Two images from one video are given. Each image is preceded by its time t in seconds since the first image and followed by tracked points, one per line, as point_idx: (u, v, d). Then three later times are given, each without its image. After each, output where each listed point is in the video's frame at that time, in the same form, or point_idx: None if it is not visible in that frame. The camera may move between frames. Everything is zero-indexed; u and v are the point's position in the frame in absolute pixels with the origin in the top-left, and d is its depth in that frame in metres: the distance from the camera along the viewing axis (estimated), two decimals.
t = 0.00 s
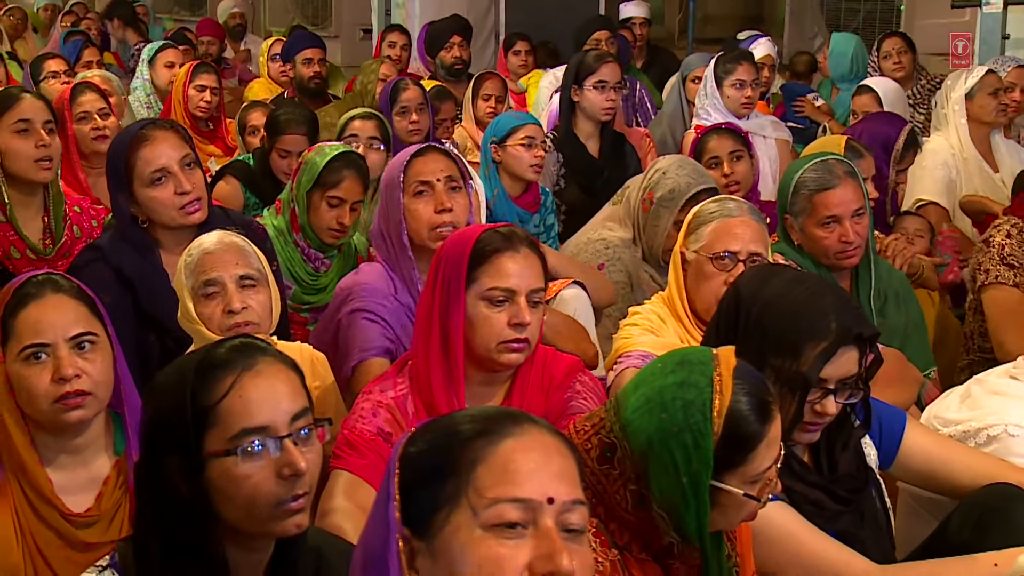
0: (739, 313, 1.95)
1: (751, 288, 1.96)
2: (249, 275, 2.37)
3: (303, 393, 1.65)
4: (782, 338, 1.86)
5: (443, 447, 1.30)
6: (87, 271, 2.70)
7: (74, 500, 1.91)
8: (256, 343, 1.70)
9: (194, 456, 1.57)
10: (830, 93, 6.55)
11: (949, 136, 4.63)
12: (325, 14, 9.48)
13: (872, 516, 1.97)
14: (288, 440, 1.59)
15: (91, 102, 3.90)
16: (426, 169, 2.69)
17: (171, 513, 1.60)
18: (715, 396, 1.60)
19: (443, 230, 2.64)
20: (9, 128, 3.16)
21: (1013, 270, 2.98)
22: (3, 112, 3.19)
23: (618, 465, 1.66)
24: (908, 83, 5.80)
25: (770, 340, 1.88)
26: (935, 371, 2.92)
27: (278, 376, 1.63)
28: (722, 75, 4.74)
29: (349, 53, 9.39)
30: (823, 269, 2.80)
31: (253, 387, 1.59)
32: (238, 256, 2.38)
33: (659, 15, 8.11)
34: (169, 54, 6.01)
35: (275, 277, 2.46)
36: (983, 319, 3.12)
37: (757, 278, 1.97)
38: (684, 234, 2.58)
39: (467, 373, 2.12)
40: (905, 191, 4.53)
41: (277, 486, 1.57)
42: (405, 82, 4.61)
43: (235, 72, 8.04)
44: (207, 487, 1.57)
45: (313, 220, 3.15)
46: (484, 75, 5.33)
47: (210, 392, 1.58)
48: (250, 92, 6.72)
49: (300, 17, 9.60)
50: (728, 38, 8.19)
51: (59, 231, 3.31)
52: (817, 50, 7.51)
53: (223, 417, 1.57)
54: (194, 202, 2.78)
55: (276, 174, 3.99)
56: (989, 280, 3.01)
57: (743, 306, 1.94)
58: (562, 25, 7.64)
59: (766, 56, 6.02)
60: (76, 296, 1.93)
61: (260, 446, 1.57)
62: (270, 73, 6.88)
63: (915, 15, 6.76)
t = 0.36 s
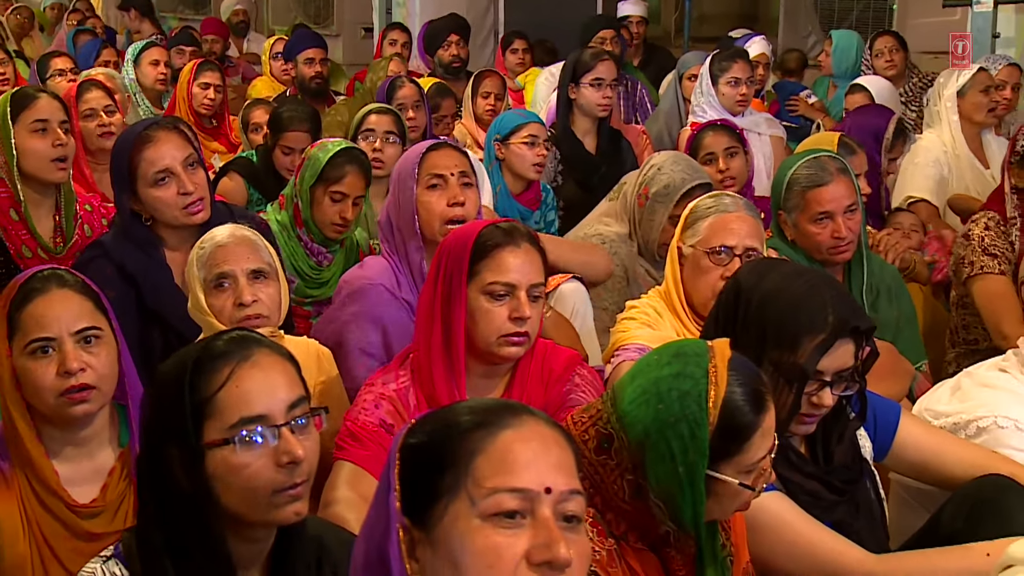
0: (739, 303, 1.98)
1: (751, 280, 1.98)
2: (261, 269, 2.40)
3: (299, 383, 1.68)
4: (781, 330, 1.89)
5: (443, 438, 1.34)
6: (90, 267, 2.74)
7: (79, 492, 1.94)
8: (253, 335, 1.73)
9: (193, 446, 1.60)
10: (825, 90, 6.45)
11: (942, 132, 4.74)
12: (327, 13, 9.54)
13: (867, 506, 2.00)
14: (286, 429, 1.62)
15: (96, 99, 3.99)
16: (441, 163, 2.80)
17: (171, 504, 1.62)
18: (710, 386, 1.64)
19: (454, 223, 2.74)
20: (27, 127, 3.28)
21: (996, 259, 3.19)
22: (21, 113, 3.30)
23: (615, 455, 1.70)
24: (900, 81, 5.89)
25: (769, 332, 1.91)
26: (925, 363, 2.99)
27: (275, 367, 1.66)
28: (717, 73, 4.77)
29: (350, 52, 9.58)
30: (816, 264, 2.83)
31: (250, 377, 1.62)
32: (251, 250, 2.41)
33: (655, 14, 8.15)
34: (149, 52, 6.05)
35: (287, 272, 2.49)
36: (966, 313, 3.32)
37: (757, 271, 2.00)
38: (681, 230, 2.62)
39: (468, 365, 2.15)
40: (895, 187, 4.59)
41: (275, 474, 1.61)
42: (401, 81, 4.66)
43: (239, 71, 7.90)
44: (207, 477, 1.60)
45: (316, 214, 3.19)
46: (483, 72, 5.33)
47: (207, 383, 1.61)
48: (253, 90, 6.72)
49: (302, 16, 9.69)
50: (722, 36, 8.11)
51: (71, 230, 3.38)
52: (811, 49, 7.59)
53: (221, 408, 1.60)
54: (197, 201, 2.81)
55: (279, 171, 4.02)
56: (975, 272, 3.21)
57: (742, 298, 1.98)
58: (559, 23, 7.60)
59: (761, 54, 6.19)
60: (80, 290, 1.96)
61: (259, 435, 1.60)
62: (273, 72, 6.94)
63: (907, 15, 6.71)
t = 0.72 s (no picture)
0: (726, 297, 2.03)
1: (738, 275, 2.04)
2: (282, 262, 2.50)
3: (287, 377, 1.64)
4: (768, 325, 1.93)
5: (442, 428, 1.37)
6: (101, 256, 2.86)
7: (87, 481, 1.98)
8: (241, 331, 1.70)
9: (183, 442, 1.57)
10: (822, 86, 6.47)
11: (929, 130, 4.82)
12: (327, 12, 9.63)
13: (854, 496, 2.03)
14: (275, 424, 1.59)
15: (99, 97, 4.02)
16: (434, 163, 2.83)
17: (162, 502, 1.58)
18: (705, 379, 1.67)
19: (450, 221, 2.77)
20: (39, 125, 3.32)
21: (976, 247, 3.29)
22: (34, 110, 3.34)
23: (610, 446, 1.74)
24: (889, 78, 5.93)
25: (757, 325, 1.95)
26: (914, 354, 3.02)
27: (263, 362, 1.62)
28: (711, 71, 4.80)
29: (350, 49, 9.71)
30: (804, 259, 2.86)
31: (238, 372, 1.59)
32: (273, 242, 2.50)
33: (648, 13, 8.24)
34: (154, 48, 6.05)
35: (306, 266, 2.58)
36: (949, 305, 3.39)
37: (745, 265, 2.05)
38: (674, 224, 2.67)
39: (464, 357, 2.18)
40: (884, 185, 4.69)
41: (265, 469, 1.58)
42: (403, 78, 4.68)
43: (240, 68, 7.90)
44: (199, 473, 1.56)
45: (316, 205, 3.25)
46: (480, 70, 5.35)
47: (195, 379, 1.58)
48: (255, 88, 6.74)
49: (303, 15, 9.83)
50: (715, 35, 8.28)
51: (77, 227, 3.44)
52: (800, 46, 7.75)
53: (210, 404, 1.56)
54: (206, 191, 2.96)
55: (281, 166, 4.06)
56: (958, 262, 3.30)
57: (730, 292, 2.03)
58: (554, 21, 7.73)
59: (753, 52, 6.26)
60: (91, 284, 1.99)
61: (249, 431, 1.57)
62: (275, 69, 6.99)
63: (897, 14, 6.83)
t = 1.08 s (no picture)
0: (707, 293, 2.07)
1: (718, 271, 2.07)
2: (289, 259, 2.65)
3: (268, 373, 1.66)
4: (748, 319, 1.97)
5: (433, 421, 1.41)
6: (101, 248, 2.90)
7: (85, 473, 2.01)
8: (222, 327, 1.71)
9: (165, 438, 1.58)
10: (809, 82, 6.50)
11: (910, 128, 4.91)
12: (320, 12, 9.86)
13: (836, 486, 2.08)
14: (255, 419, 1.61)
15: (95, 96, 4.06)
16: (434, 176, 2.80)
17: (147, 496, 1.59)
18: (691, 372, 1.70)
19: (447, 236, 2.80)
20: (31, 119, 3.35)
21: (952, 242, 3.36)
22: (27, 106, 3.38)
23: (598, 438, 1.77)
24: (871, 78, 5.97)
25: (737, 320, 1.99)
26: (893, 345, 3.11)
27: (243, 358, 1.64)
28: (696, 70, 4.88)
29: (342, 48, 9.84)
30: (784, 256, 2.94)
31: (218, 369, 1.60)
32: (281, 238, 2.65)
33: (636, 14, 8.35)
34: (163, 50, 6.09)
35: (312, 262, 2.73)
36: (929, 298, 3.43)
37: (724, 262, 2.08)
38: (656, 221, 2.73)
39: (452, 352, 2.22)
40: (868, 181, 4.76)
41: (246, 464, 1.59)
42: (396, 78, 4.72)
43: (235, 67, 7.95)
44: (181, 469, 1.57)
45: (300, 195, 3.39)
46: (470, 69, 5.50)
47: (176, 377, 1.59)
48: (251, 86, 6.81)
49: (296, 15, 9.99)
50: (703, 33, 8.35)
51: (69, 217, 3.47)
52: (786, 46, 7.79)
53: (190, 402, 1.58)
54: (205, 183, 2.99)
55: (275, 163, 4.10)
56: (935, 256, 3.36)
57: (711, 288, 2.06)
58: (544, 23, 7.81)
59: (738, 52, 6.29)
60: (89, 280, 2.02)
61: (230, 427, 1.58)
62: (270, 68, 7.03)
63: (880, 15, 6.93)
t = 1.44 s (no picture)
0: (700, 285, 2.11)
1: (710, 264, 2.11)
2: (287, 253, 2.70)
3: (266, 362, 1.69)
4: (739, 310, 2.01)
5: (425, 412, 1.43)
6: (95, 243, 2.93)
7: (80, 464, 2.04)
8: (222, 318, 1.75)
9: (166, 425, 1.61)
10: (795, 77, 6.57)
11: (896, 121, 4.95)
12: (313, 9, 9.91)
13: (823, 474, 2.11)
14: (255, 407, 1.64)
15: (93, 91, 4.11)
16: (450, 186, 2.93)
17: (147, 483, 1.62)
18: (679, 363, 1.74)
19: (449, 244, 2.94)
20: (31, 115, 3.39)
21: (944, 240, 3.38)
22: (26, 101, 3.42)
23: (588, 427, 1.81)
24: (855, 74, 6.05)
25: (728, 311, 2.03)
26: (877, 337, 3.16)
27: (242, 348, 1.67)
28: (684, 66, 5.08)
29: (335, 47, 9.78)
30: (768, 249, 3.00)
31: (218, 359, 1.63)
32: (280, 233, 2.70)
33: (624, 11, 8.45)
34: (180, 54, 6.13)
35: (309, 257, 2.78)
36: (918, 291, 3.47)
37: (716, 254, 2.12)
38: (643, 215, 2.76)
39: (445, 343, 2.26)
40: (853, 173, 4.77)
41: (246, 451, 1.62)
42: (388, 76, 4.74)
43: (231, 64, 7.97)
44: (181, 455, 1.61)
45: (291, 189, 3.45)
46: (462, 65, 5.54)
47: (176, 367, 1.63)
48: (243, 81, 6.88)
49: (290, 12, 10.05)
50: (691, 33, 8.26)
51: (69, 212, 3.49)
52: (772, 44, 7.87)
53: (191, 390, 1.61)
54: (198, 178, 3.02)
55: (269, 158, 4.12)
56: (925, 253, 3.39)
57: (703, 280, 2.10)
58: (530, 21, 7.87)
59: (726, 48, 6.31)
60: (80, 274, 2.05)
61: (230, 415, 1.61)
62: (263, 64, 7.05)
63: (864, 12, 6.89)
